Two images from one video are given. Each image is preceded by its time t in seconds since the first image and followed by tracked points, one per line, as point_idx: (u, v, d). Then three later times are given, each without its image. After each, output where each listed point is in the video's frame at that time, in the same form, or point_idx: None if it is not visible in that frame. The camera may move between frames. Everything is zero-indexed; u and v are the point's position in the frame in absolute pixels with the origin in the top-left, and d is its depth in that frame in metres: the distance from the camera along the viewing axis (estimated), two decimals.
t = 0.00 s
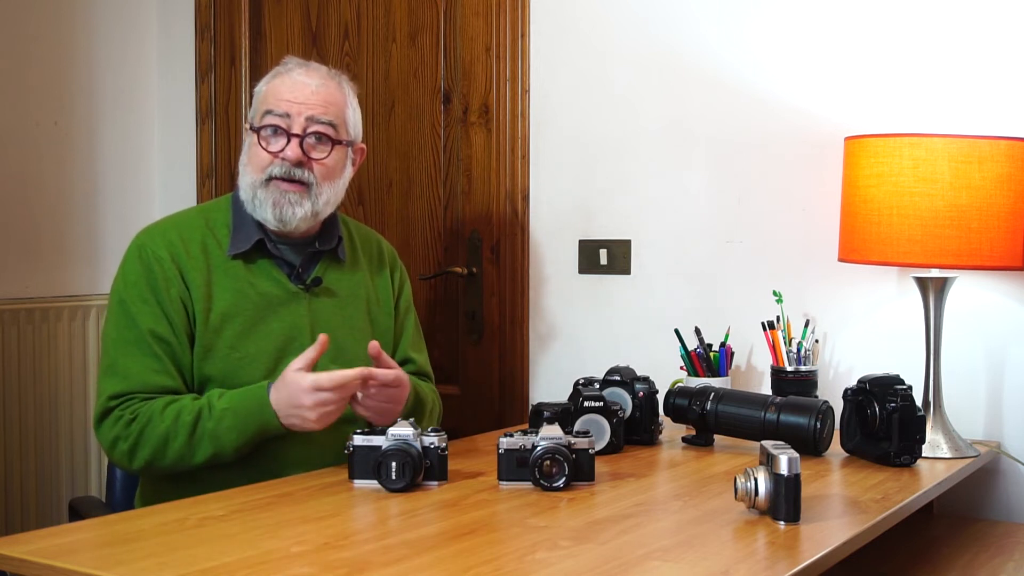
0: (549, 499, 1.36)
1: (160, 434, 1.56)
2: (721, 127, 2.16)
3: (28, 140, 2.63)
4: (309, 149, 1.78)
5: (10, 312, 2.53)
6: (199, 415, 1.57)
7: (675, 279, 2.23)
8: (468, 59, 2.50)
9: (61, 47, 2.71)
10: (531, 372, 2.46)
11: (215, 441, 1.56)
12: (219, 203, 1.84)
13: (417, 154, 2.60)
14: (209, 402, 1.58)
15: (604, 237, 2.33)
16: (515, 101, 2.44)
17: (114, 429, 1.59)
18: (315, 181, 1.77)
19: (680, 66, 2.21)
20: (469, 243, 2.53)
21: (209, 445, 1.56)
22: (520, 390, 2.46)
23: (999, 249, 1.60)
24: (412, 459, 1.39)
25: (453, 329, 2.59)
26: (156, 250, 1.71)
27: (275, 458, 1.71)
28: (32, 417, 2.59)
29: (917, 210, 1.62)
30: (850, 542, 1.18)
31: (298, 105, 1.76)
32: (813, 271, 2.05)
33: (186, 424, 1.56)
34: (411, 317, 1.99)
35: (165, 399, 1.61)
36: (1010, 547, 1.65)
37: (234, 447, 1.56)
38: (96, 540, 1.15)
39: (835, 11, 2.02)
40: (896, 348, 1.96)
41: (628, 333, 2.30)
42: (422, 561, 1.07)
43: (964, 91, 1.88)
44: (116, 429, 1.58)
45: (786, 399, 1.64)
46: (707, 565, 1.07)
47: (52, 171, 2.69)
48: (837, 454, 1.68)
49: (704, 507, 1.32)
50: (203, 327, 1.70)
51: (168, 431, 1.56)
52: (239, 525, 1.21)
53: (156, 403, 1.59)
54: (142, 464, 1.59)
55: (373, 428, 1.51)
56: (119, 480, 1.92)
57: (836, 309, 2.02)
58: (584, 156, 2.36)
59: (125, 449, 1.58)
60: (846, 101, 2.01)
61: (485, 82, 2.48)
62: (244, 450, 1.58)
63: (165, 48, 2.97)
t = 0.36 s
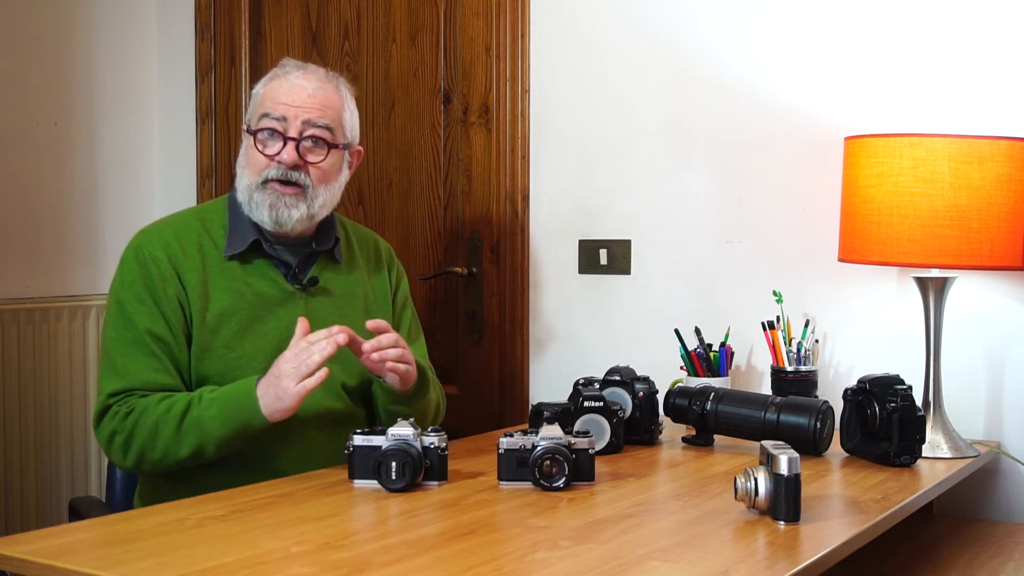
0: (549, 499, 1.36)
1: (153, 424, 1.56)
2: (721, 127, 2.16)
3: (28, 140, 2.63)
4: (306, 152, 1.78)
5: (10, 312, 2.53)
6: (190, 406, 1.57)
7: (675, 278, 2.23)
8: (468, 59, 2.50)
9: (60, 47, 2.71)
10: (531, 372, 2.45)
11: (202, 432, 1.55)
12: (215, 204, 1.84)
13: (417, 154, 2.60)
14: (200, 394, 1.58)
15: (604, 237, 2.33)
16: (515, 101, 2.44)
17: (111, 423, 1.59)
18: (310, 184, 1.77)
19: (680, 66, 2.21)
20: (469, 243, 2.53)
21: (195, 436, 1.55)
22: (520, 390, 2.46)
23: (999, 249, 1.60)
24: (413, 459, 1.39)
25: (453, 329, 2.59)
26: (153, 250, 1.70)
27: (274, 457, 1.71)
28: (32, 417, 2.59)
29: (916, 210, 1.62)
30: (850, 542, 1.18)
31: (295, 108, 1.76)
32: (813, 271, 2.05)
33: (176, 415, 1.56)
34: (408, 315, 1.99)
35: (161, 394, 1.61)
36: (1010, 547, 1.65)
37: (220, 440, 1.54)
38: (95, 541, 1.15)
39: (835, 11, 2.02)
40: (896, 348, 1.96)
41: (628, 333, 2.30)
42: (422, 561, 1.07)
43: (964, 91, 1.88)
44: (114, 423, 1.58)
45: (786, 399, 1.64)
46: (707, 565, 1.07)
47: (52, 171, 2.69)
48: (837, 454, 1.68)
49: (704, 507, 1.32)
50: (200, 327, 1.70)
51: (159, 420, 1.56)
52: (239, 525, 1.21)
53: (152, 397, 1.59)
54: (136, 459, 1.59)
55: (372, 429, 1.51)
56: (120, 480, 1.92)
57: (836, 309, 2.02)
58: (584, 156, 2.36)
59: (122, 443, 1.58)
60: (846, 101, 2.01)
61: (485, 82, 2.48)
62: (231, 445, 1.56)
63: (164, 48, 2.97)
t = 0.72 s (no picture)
0: (549, 499, 1.36)
1: (149, 419, 1.56)
2: (721, 126, 2.16)
3: (28, 140, 2.63)
4: (300, 153, 1.78)
5: (10, 312, 2.53)
6: (184, 399, 1.57)
7: (676, 278, 2.23)
8: (468, 59, 2.50)
9: (60, 47, 2.71)
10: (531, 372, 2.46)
11: (195, 424, 1.54)
12: (213, 203, 1.84)
13: (417, 153, 2.60)
14: (195, 387, 1.58)
15: (604, 237, 2.33)
16: (515, 102, 2.44)
17: (108, 419, 1.59)
18: (306, 185, 1.77)
19: (680, 66, 2.21)
20: (469, 243, 2.53)
21: (189, 434, 1.55)
22: (520, 390, 2.46)
23: (999, 249, 1.60)
24: (412, 459, 1.39)
25: (453, 329, 2.58)
26: (150, 249, 1.71)
27: (272, 458, 1.71)
28: (32, 417, 2.59)
29: (916, 210, 1.62)
30: (850, 542, 1.18)
31: (289, 109, 1.76)
32: (813, 271, 2.05)
33: (171, 408, 1.56)
34: (405, 312, 1.98)
35: (156, 389, 1.61)
36: (1010, 547, 1.65)
37: (212, 431, 1.54)
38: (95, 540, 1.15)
39: (835, 11, 2.02)
40: (896, 347, 1.96)
41: (628, 333, 2.30)
42: (422, 561, 1.07)
43: (964, 91, 1.88)
44: (111, 419, 1.58)
45: (786, 399, 1.64)
46: (707, 565, 1.07)
47: (51, 170, 2.69)
48: (837, 454, 1.68)
49: (704, 507, 1.32)
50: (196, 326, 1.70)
51: (155, 417, 1.56)
52: (239, 525, 1.21)
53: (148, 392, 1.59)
54: (132, 455, 1.59)
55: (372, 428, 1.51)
56: (119, 479, 1.92)
57: (836, 309, 2.02)
58: (584, 156, 2.36)
59: (118, 439, 1.58)
60: (846, 101, 2.01)
61: (486, 82, 2.48)
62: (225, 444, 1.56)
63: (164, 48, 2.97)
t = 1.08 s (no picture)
0: (549, 499, 1.36)
1: (150, 424, 1.56)
2: (721, 126, 2.16)
3: (28, 140, 2.63)
4: (301, 152, 1.78)
5: (10, 312, 2.53)
6: (187, 406, 1.57)
7: (676, 278, 2.23)
8: (468, 59, 2.50)
9: (60, 47, 2.71)
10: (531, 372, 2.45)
11: (198, 433, 1.55)
12: (212, 203, 1.84)
13: (417, 153, 2.60)
14: (199, 396, 1.58)
15: (604, 237, 2.33)
16: (515, 102, 2.44)
17: (108, 422, 1.59)
18: (306, 182, 1.77)
19: (680, 66, 2.21)
20: (469, 243, 2.53)
21: (190, 437, 1.55)
22: (520, 390, 2.47)
23: (999, 249, 1.60)
24: (413, 459, 1.39)
25: (453, 329, 2.58)
26: (149, 249, 1.71)
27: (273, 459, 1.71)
28: (32, 417, 2.59)
29: (917, 210, 1.62)
30: (850, 542, 1.18)
31: (289, 108, 1.76)
32: (813, 271, 2.05)
33: (174, 415, 1.56)
34: (404, 315, 1.99)
35: (157, 393, 1.61)
36: (1010, 547, 1.65)
37: (215, 440, 1.54)
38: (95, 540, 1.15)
39: (835, 11, 2.02)
40: (896, 347, 1.96)
41: (629, 333, 2.30)
42: (422, 561, 1.07)
43: (964, 91, 1.88)
44: (111, 422, 1.58)
45: (786, 399, 1.64)
46: (707, 565, 1.07)
47: (51, 170, 2.69)
48: (838, 454, 1.68)
49: (704, 507, 1.32)
50: (196, 327, 1.70)
51: (155, 420, 1.56)
52: (239, 525, 1.21)
53: (150, 397, 1.59)
54: (132, 459, 1.59)
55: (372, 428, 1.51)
56: (119, 479, 1.92)
57: (836, 309, 2.02)
58: (584, 156, 2.36)
59: (118, 442, 1.58)
60: (846, 101, 2.01)
61: (486, 82, 2.48)
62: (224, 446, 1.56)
63: (165, 48, 2.97)
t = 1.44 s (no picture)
0: (549, 499, 1.36)
1: (136, 423, 1.56)
2: (721, 125, 2.16)
3: (28, 140, 2.63)
4: (306, 154, 1.78)
5: (10, 312, 2.53)
6: (170, 406, 1.56)
7: (676, 278, 2.23)
8: (468, 59, 2.50)
9: (60, 47, 2.71)
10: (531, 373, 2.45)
11: (177, 434, 1.54)
12: (216, 203, 1.84)
13: (417, 153, 2.60)
14: (181, 396, 1.58)
15: (604, 237, 2.33)
16: (515, 102, 2.44)
17: (100, 420, 1.59)
18: (310, 185, 1.77)
19: (680, 67, 2.21)
20: (469, 243, 2.53)
21: (171, 439, 1.55)
22: (520, 390, 2.47)
23: (999, 249, 1.60)
24: (412, 459, 1.39)
25: (453, 329, 2.58)
26: (149, 249, 1.71)
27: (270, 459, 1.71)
28: (32, 416, 2.59)
29: (917, 210, 1.62)
30: (850, 542, 1.18)
31: (295, 110, 1.75)
32: (813, 271, 2.05)
33: (156, 414, 1.56)
34: (406, 319, 1.99)
35: (148, 393, 1.61)
36: (1010, 547, 1.65)
37: (193, 441, 1.54)
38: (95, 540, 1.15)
39: (835, 11, 2.02)
40: (896, 347, 1.96)
41: (629, 332, 2.30)
42: (422, 561, 1.07)
43: (964, 91, 1.88)
44: (102, 420, 1.59)
45: (786, 399, 1.64)
46: (707, 565, 1.07)
47: (51, 170, 2.69)
48: (837, 454, 1.68)
49: (704, 507, 1.32)
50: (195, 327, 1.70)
51: (142, 420, 1.56)
52: (239, 525, 1.21)
53: (139, 397, 1.59)
54: (120, 458, 1.59)
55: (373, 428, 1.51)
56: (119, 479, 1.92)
57: (836, 309, 2.02)
58: (584, 155, 2.36)
59: (107, 441, 1.58)
60: (846, 102, 2.01)
61: (485, 82, 2.48)
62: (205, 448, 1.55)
63: (165, 48, 2.97)
